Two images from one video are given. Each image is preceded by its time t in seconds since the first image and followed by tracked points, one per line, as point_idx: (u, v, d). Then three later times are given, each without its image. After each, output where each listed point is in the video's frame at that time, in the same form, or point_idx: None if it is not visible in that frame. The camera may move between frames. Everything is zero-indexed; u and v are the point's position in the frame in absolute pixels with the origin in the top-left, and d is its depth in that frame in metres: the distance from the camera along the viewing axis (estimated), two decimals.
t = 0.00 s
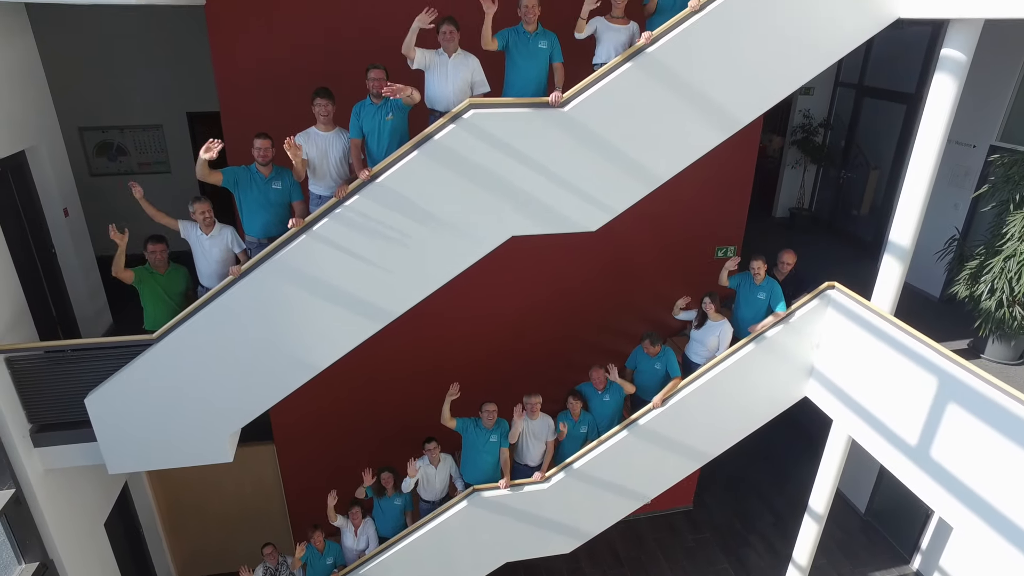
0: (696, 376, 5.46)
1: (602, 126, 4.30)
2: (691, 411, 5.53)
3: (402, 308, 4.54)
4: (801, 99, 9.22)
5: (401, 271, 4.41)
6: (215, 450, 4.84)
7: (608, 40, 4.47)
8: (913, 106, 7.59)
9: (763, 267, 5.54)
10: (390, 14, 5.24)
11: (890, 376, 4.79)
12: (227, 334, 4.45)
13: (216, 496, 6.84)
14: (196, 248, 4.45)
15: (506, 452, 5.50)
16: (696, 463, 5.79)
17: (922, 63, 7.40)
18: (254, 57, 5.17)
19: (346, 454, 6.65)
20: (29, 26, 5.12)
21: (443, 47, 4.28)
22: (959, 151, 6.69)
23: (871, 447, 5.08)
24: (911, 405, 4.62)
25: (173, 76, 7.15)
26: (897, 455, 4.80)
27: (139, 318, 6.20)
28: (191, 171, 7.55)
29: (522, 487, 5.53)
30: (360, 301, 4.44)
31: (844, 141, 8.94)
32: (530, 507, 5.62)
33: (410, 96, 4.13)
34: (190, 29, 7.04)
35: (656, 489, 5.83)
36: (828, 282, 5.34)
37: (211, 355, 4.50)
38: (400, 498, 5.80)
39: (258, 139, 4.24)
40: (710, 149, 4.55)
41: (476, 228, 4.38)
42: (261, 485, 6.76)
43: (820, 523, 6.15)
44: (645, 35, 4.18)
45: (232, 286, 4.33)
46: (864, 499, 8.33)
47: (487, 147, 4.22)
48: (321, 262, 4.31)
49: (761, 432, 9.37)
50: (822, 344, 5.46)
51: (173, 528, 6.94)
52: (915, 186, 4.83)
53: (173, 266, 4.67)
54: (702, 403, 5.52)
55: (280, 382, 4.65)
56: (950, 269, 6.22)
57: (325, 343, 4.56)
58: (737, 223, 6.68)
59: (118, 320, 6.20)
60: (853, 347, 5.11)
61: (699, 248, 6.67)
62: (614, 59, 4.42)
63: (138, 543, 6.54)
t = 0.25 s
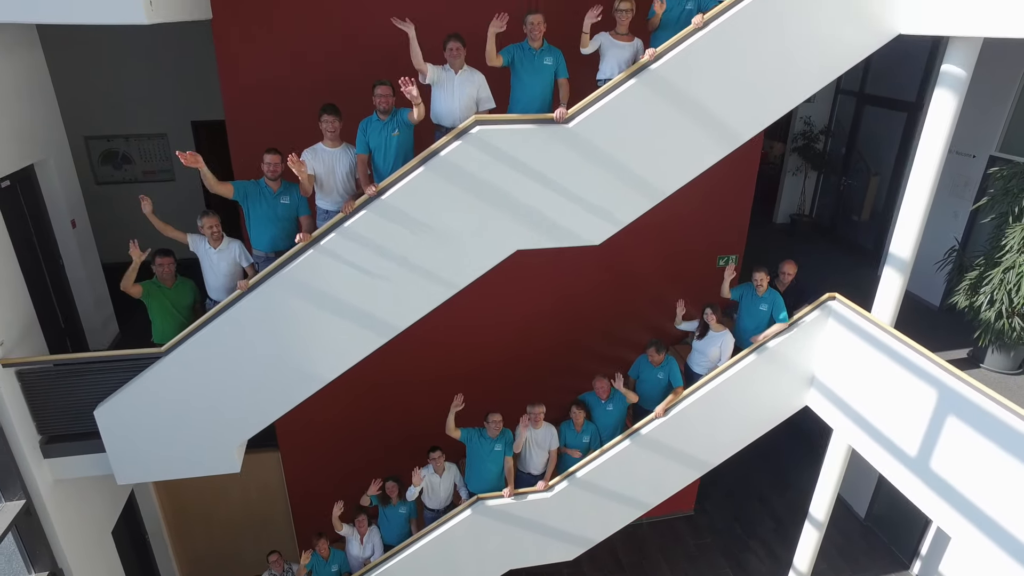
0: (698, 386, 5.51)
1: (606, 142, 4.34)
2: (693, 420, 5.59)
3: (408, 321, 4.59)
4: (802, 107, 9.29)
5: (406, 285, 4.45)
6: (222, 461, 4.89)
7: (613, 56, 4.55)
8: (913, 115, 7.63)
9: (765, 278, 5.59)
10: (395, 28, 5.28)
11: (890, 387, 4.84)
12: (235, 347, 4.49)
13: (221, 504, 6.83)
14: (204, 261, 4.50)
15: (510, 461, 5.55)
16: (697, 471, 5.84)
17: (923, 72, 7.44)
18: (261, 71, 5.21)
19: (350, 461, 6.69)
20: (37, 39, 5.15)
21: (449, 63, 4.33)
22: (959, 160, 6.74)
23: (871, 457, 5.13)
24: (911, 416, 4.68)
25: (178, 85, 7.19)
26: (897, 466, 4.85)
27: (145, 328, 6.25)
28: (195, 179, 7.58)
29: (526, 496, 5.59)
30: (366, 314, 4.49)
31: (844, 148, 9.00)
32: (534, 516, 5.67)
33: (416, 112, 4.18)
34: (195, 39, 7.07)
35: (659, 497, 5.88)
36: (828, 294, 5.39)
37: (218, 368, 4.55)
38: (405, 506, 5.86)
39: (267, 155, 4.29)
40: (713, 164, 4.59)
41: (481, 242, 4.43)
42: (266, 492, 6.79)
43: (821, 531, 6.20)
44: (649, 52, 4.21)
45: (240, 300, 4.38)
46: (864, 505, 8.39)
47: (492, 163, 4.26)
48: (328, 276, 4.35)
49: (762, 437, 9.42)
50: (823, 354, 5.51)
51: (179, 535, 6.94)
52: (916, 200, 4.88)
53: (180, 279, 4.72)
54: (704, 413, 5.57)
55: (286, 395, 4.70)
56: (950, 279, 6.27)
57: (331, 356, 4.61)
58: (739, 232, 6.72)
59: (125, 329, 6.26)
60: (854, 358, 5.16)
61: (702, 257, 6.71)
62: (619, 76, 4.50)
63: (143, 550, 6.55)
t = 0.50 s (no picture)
0: (701, 395, 5.56)
1: (610, 157, 4.38)
2: (696, 430, 5.64)
3: (413, 333, 4.63)
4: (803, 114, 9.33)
5: (413, 298, 4.50)
6: (230, 472, 4.95)
7: (617, 72, 4.61)
8: (914, 124, 7.68)
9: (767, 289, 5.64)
10: (401, 41, 5.32)
11: (891, 398, 4.89)
12: (243, 359, 4.54)
13: (227, 513, 6.83)
14: (213, 275, 4.55)
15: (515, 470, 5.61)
16: (700, 479, 5.89)
17: (924, 82, 7.49)
18: (268, 84, 5.26)
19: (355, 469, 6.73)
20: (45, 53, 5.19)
21: (456, 79, 4.37)
22: (959, 170, 6.79)
23: (872, 466, 5.18)
24: (912, 427, 4.73)
25: (183, 94, 7.23)
26: (897, 476, 4.90)
27: (152, 337, 6.29)
28: (200, 187, 7.62)
29: (530, 504, 5.64)
30: (372, 327, 4.54)
31: (845, 155, 9.04)
32: (538, 524, 5.73)
33: (422, 127, 4.22)
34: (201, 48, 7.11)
35: (661, 505, 5.94)
36: (830, 304, 5.44)
37: (227, 380, 4.59)
38: (410, 515, 5.91)
39: (274, 169, 4.32)
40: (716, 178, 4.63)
41: (486, 256, 4.47)
42: (272, 500, 6.79)
43: (822, 538, 6.25)
44: (653, 68, 4.26)
45: (248, 314, 4.43)
46: (864, 510, 8.45)
47: (498, 178, 4.30)
48: (335, 290, 4.40)
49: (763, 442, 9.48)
50: (825, 364, 5.56)
51: (186, 543, 6.96)
52: (917, 213, 4.92)
53: (188, 293, 4.78)
54: (707, 422, 5.62)
55: (293, 406, 4.74)
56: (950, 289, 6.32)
57: (338, 368, 4.66)
58: (741, 241, 6.75)
59: (132, 338, 6.30)
60: (855, 368, 5.21)
61: (704, 266, 6.75)
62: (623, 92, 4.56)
63: (150, 557, 6.56)
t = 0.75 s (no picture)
0: (703, 405, 5.61)
1: (615, 172, 4.42)
2: (699, 439, 5.69)
3: (419, 346, 4.67)
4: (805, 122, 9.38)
5: (420, 310, 4.54)
6: (237, 482, 4.99)
7: (621, 88, 4.65)
8: (915, 133, 7.73)
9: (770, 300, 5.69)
10: (407, 54, 5.36)
11: (892, 409, 4.93)
12: (251, 372, 4.59)
13: (231, 520, 6.92)
14: (221, 288, 4.60)
15: (519, 480, 5.65)
16: (703, 487, 5.94)
17: (924, 91, 7.54)
18: (274, 97, 5.30)
19: (359, 477, 6.76)
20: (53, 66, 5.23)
21: (462, 94, 4.42)
22: (960, 179, 6.83)
23: (873, 476, 5.22)
24: (913, 438, 4.77)
25: (189, 104, 7.28)
26: (899, 486, 4.95)
27: (158, 346, 6.34)
28: (205, 195, 7.66)
29: (534, 513, 5.69)
30: (379, 339, 4.58)
31: (846, 163, 9.10)
32: (542, 532, 5.78)
33: (428, 142, 4.27)
34: (206, 58, 7.15)
35: (664, 513, 5.98)
36: (831, 315, 5.49)
37: (235, 392, 4.64)
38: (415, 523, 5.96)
39: (283, 184, 4.37)
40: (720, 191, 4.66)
41: (492, 268, 4.51)
42: (277, 506, 6.87)
43: (823, 545, 6.29)
44: (658, 84, 4.30)
45: (257, 326, 4.48)
46: (864, 516, 8.50)
47: (505, 194, 4.33)
48: (342, 303, 4.45)
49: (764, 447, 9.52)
50: (826, 374, 5.61)
51: (191, 550, 7.02)
52: (918, 225, 4.96)
53: (196, 306, 4.83)
54: (710, 431, 5.67)
55: (300, 418, 4.79)
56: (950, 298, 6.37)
57: (345, 380, 4.70)
58: (744, 250, 6.79)
59: (139, 347, 6.34)
60: (857, 378, 5.25)
61: (707, 275, 6.79)
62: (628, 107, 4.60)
63: (155, 564, 6.60)
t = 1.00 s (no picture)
0: (706, 414, 5.65)
1: (620, 185, 4.46)
2: (701, 447, 5.73)
3: (425, 357, 4.71)
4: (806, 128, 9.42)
5: (426, 323, 4.59)
6: (245, 491, 5.01)
7: (626, 102, 4.70)
8: (916, 141, 7.77)
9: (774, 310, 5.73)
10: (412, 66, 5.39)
11: (893, 419, 4.98)
12: (259, 384, 4.63)
13: (237, 527, 6.92)
14: (229, 301, 4.65)
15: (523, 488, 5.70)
16: (705, 495, 5.99)
17: (925, 100, 7.58)
18: (280, 110, 5.34)
19: (363, 484, 6.80)
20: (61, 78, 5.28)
21: (468, 109, 4.45)
22: (961, 188, 6.88)
23: (875, 485, 5.27)
24: (914, 448, 4.82)
25: (194, 113, 7.32)
26: (900, 496, 4.99)
27: (164, 354, 6.38)
28: (209, 203, 7.70)
29: (538, 520, 5.74)
30: (385, 351, 4.63)
31: (847, 169, 9.14)
32: (546, 540, 5.82)
33: (435, 156, 4.31)
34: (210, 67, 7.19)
35: (667, 520, 6.03)
36: (833, 324, 5.54)
37: (243, 404, 4.68)
38: (419, 530, 6.01)
39: (290, 198, 4.40)
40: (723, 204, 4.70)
41: (498, 280, 4.56)
42: (283, 514, 6.89)
43: (824, 552, 6.34)
44: (662, 99, 4.35)
45: (266, 338, 4.52)
46: (865, 521, 8.56)
47: (511, 207, 4.37)
48: (350, 316, 4.49)
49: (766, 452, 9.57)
50: (828, 383, 5.65)
51: (196, 557, 7.02)
52: (920, 237, 5.00)
53: (203, 317, 4.88)
54: (712, 439, 5.72)
55: (306, 428, 4.83)
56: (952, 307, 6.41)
57: (351, 391, 4.75)
58: (747, 258, 6.83)
59: (145, 356, 6.39)
60: (858, 388, 5.30)
61: (709, 283, 6.83)
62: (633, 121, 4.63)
63: (161, 570, 6.65)
